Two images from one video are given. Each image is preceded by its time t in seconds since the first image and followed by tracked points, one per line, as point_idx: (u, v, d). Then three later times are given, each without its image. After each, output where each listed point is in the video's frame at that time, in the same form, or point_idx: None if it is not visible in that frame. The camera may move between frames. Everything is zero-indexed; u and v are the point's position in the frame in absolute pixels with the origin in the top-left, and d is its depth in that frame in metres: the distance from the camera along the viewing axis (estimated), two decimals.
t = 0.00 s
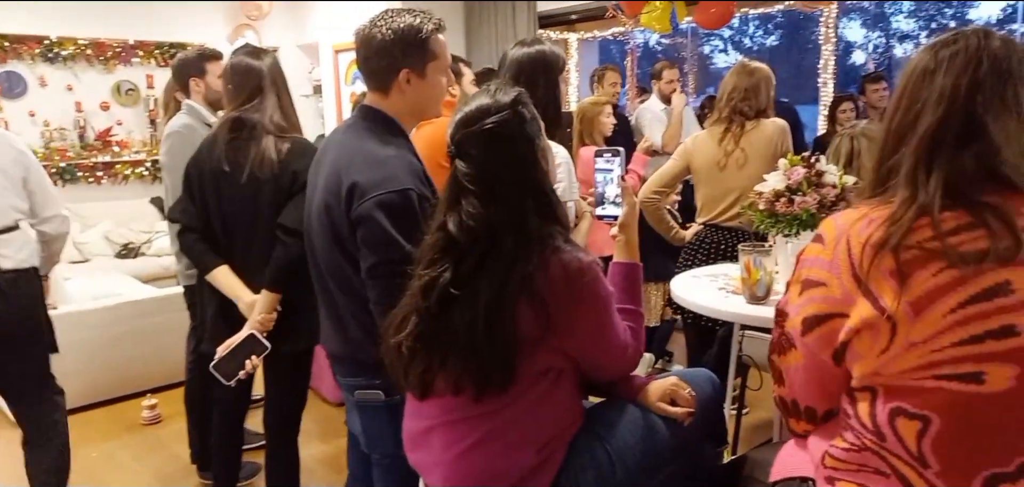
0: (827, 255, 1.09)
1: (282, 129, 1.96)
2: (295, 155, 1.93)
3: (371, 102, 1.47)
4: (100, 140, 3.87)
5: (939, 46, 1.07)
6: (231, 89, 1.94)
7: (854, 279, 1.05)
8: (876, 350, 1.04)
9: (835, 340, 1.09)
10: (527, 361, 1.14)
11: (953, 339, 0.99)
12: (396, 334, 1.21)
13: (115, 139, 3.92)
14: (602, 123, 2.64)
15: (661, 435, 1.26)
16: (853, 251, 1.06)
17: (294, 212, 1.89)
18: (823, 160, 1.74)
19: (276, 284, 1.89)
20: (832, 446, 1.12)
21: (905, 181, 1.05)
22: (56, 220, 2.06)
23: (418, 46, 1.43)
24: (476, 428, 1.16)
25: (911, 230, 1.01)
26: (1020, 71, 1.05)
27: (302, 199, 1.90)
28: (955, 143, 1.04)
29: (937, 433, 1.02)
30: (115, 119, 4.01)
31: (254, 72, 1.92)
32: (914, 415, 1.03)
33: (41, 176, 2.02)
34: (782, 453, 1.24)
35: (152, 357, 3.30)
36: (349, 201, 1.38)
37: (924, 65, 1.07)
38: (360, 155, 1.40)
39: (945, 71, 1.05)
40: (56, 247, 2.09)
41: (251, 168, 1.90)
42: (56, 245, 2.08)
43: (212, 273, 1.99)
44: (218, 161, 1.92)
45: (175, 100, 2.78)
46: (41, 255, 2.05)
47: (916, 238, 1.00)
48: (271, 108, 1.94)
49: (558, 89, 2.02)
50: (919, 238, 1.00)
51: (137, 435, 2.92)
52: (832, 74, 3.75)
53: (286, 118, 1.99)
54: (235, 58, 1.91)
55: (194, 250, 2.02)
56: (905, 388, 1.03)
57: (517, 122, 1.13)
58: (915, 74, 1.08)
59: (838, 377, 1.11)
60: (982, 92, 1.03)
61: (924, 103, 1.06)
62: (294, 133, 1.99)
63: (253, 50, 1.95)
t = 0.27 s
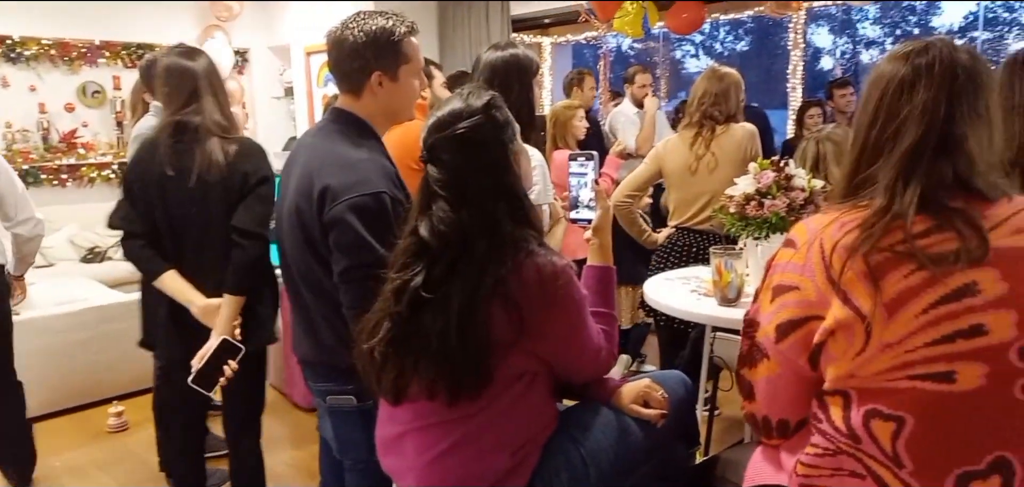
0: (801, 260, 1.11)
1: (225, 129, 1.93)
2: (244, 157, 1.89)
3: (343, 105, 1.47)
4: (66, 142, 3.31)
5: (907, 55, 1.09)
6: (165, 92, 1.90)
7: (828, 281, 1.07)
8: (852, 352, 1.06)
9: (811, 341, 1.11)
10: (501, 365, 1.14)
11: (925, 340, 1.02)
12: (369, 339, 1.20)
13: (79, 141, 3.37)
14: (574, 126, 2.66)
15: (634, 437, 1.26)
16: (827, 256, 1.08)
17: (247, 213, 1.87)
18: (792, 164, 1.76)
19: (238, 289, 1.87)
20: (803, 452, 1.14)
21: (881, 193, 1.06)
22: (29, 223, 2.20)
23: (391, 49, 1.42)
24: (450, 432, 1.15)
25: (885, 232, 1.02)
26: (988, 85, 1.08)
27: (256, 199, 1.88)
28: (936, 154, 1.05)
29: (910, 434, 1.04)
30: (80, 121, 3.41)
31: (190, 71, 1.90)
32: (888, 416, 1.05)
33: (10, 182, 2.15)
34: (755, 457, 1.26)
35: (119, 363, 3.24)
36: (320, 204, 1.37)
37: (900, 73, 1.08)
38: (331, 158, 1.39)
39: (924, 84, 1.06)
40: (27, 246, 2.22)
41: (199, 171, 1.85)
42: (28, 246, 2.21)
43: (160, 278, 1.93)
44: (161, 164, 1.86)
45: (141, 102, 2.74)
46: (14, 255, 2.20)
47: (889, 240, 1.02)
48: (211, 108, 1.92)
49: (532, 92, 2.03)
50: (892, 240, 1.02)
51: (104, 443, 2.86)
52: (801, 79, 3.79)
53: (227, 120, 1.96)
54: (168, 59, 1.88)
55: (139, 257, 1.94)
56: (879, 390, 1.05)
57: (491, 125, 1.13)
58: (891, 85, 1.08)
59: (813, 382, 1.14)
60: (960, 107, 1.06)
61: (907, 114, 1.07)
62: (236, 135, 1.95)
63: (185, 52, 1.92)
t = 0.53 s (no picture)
0: (777, 265, 1.12)
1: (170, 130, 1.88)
2: (198, 157, 1.89)
3: (322, 107, 1.46)
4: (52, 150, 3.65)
5: (880, 65, 1.09)
6: (97, 95, 1.81)
7: (806, 284, 1.08)
8: (830, 354, 1.07)
9: (790, 344, 1.12)
10: (483, 368, 1.13)
11: (903, 341, 1.02)
12: (349, 344, 1.19)
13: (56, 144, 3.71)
14: (553, 129, 2.65)
15: (615, 439, 1.26)
16: (803, 260, 1.09)
17: (208, 209, 1.90)
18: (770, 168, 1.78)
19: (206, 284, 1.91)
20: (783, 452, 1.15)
21: (858, 204, 1.07)
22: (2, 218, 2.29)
23: (371, 51, 1.42)
24: (431, 436, 1.14)
25: (861, 237, 1.04)
26: (959, 95, 1.09)
27: (215, 197, 1.91)
28: (910, 164, 1.07)
29: (889, 433, 1.05)
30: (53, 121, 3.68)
31: (119, 74, 1.80)
32: (866, 416, 1.06)
33: None
34: (734, 458, 1.27)
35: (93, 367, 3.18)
36: (299, 207, 1.36)
37: (873, 84, 1.09)
38: (310, 160, 1.37)
39: (898, 96, 1.07)
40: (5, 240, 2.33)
41: (157, 173, 1.82)
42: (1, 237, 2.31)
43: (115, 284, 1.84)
44: (109, 170, 1.77)
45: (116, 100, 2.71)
46: None
47: (865, 244, 1.03)
48: (153, 109, 1.86)
49: (512, 95, 2.03)
50: (869, 244, 1.03)
51: (78, 449, 2.82)
52: (778, 83, 3.80)
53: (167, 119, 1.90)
54: (100, 61, 1.79)
55: (86, 260, 1.82)
56: (858, 391, 1.06)
57: (471, 129, 1.12)
58: (865, 96, 1.09)
59: (792, 383, 1.15)
60: (933, 118, 1.07)
61: (881, 128, 1.08)
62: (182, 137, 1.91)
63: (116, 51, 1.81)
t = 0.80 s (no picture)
0: (761, 265, 1.13)
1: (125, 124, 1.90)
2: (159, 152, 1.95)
3: (310, 107, 1.45)
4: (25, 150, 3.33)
5: (858, 69, 1.10)
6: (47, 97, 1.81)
7: (789, 283, 1.09)
8: (816, 352, 1.07)
9: (773, 344, 1.12)
10: (472, 369, 1.13)
11: (886, 338, 1.03)
12: (338, 345, 1.18)
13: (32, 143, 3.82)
14: (546, 130, 2.65)
15: (605, 439, 1.26)
16: (786, 260, 1.09)
17: (180, 201, 2.02)
18: (758, 168, 1.79)
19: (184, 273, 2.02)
20: (770, 450, 1.16)
21: (838, 213, 1.07)
22: None
23: (359, 51, 1.41)
24: (420, 438, 1.14)
25: (846, 235, 1.04)
26: (932, 102, 1.11)
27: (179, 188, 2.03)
28: (888, 172, 1.08)
29: (877, 428, 1.05)
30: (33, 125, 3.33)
31: (60, 74, 1.81)
32: (854, 412, 1.06)
33: None
34: (720, 458, 1.28)
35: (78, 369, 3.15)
36: (286, 206, 1.35)
37: (851, 89, 1.09)
38: (297, 160, 1.37)
39: (874, 104, 1.09)
40: None
41: (134, 171, 1.85)
42: None
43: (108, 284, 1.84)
44: (89, 171, 1.77)
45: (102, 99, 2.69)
46: None
47: (848, 242, 1.04)
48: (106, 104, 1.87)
49: (501, 95, 2.03)
50: (851, 242, 1.04)
51: (63, 452, 2.79)
52: (766, 84, 3.80)
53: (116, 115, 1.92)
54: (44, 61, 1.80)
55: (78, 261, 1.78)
56: (844, 388, 1.06)
57: (460, 129, 1.12)
58: (843, 103, 1.10)
59: (778, 382, 1.16)
60: (907, 126, 1.08)
61: (858, 136, 1.09)
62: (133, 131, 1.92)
63: (61, 52, 1.82)
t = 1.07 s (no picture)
0: (737, 267, 1.14)
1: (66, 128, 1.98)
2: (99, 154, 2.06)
3: (293, 105, 1.44)
4: None
5: (830, 73, 1.12)
6: None
7: (764, 285, 1.10)
8: (791, 351, 1.09)
9: (750, 345, 1.14)
10: (454, 369, 1.13)
11: (859, 337, 1.04)
12: (319, 346, 1.18)
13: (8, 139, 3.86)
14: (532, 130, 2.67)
15: (587, 438, 1.27)
16: (761, 261, 1.11)
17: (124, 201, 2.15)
18: (739, 170, 1.80)
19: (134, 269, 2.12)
20: (750, 450, 1.17)
21: (812, 217, 1.08)
22: None
23: (344, 50, 1.40)
24: (402, 438, 1.14)
25: (820, 236, 1.05)
26: (901, 105, 1.12)
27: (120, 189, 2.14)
28: (860, 174, 1.09)
29: (852, 426, 1.07)
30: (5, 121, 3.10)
31: None
32: (829, 410, 1.07)
33: None
34: (701, 458, 1.29)
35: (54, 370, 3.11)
36: (267, 205, 1.34)
37: (823, 92, 1.11)
38: (279, 159, 1.36)
39: (845, 108, 1.11)
40: None
41: (92, 170, 1.97)
42: None
43: (89, 287, 1.95)
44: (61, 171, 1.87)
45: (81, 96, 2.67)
46: None
47: (822, 243, 1.05)
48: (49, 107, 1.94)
49: (485, 95, 2.04)
50: (824, 243, 1.05)
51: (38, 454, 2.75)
52: (747, 86, 3.86)
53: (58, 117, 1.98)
54: None
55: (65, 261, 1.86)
56: (819, 386, 1.08)
57: (444, 129, 1.12)
58: (814, 107, 1.12)
59: (756, 382, 1.17)
60: (876, 129, 1.10)
61: (828, 140, 1.11)
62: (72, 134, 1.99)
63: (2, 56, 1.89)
